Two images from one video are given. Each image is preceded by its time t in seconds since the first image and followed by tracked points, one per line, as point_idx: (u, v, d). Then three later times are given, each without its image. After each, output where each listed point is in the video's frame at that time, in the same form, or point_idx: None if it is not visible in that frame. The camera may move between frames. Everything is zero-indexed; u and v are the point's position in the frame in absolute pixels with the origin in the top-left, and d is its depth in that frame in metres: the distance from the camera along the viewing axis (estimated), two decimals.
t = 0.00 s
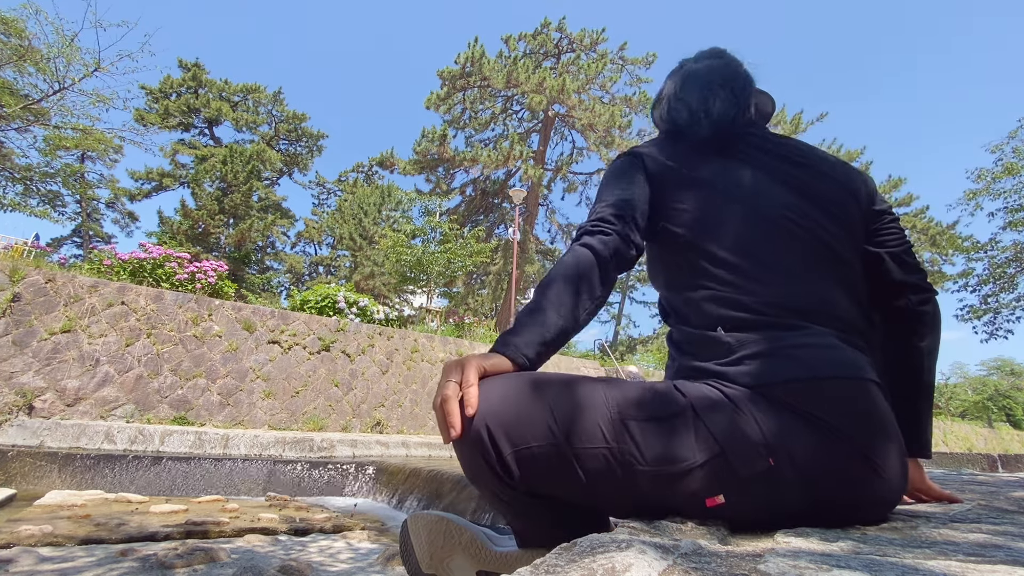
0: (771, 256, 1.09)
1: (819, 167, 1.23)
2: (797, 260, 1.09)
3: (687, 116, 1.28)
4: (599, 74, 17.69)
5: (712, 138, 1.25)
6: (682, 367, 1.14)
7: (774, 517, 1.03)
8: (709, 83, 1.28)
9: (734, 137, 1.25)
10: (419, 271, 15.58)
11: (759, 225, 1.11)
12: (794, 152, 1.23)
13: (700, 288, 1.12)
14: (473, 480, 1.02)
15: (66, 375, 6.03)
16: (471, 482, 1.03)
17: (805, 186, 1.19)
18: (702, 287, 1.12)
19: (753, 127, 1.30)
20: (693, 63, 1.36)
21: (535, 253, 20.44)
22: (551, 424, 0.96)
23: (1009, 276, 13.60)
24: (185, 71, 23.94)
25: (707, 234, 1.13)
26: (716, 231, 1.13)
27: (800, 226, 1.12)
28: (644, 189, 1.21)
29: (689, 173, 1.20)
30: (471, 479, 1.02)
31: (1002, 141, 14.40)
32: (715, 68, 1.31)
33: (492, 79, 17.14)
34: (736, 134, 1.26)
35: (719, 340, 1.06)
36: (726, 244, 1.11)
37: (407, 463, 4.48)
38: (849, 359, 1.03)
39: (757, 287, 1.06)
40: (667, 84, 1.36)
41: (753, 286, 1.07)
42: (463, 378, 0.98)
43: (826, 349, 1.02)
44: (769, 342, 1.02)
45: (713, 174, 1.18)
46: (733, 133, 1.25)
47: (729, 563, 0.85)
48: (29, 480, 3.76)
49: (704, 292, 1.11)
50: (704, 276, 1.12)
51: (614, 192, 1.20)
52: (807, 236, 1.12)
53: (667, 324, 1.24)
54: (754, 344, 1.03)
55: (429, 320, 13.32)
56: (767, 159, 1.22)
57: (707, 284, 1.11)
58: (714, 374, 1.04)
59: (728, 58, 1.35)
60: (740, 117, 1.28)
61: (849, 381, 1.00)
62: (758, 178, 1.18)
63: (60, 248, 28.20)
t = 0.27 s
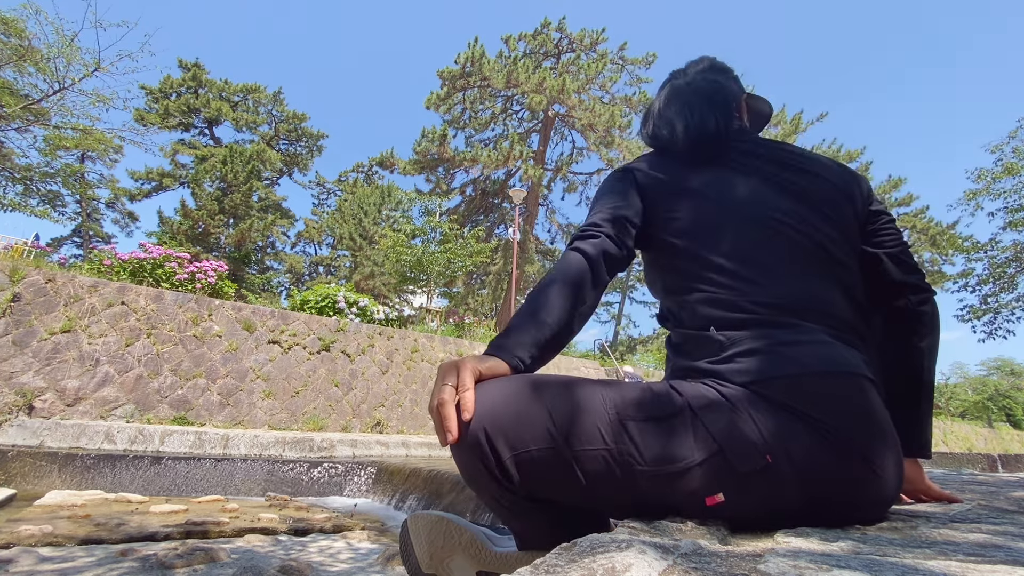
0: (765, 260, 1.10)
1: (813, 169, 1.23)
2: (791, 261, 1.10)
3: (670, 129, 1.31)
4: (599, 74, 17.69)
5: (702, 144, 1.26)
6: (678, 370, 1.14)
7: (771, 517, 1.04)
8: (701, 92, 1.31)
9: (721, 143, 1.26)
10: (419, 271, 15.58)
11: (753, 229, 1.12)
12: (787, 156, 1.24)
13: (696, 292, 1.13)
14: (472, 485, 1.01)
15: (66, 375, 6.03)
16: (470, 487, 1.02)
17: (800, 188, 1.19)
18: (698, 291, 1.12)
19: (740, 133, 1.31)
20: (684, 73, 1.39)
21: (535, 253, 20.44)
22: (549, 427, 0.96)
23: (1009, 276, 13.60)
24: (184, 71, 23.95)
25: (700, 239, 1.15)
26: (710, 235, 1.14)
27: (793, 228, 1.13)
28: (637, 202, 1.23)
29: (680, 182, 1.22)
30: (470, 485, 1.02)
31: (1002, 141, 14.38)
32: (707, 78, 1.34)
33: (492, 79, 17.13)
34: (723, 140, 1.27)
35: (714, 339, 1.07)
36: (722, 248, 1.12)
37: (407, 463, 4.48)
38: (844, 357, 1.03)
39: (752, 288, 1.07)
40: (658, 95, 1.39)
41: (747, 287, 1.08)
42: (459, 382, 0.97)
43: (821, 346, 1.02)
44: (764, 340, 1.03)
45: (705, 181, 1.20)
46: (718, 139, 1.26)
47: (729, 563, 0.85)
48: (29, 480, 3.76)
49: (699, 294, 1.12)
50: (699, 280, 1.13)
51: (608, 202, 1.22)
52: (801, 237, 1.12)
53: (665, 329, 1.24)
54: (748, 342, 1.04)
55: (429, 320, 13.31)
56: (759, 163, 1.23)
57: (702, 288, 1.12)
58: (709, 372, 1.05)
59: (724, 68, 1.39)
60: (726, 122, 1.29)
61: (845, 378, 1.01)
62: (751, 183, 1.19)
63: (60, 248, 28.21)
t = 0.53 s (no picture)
0: (765, 262, 1.10)
1: (810, 170, 1.23)
2: (791, 262, 1.10)
3: (665, 135, 1.30)
4: (599, 74, 17.70)
5: (698, 147, 1.26)
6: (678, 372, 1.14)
7: (771, 517, 1.04)
8: (700, 94, 1.30)
9: (717, 149, 1.26)
10: (419, 271, 15.58)
11: (751, 231, 1.12)
12: (784, 157, 1.24)
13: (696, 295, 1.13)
14: (472, 485, 1.01)
15: (66, 375, 6.03)
16: (471, 488, 1.02)
17: (798, 190, 1.19)
18: (699, 293, 1.12)
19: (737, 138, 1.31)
20: (682, 76, 1.39)
21: (535, 253, 20.45)
22: (549, 427, 0.96)
23: (1009, 276, 13.60)
24: (184, 71, 23.95)
25: (699, 242, 1.15)
26: (709, 238, 1.14)
27: (790, 229, 1.13)
28: (633, 209, 1.23)
29: (676, 188, 1.22)
30: (470, 486, 1.02)
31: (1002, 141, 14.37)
32: (705, 81, 1.34)
33: (492, 79, 17.14)
34: (719, 146, 1.27)
35: (712, 338, 1.07)
36: (722, 251, 1.12)
37: (406, 463, 4.48)
38: (843, 356, 1.03)
39: (750, 288, 1.08)
40: (655, 98, 1.39)
41: (747, 287, 1.08)
42: (459, 380, 0.97)
43: (820, 346, 1.02)
44: (762, 339, 1.03)
45: (703, 186, 1.20)
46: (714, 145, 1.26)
47: (729, 562, 0.85)
48: (29, 480, 3.76)
49: (698, 295, 1.12)
50: (699, 283, 1.13)
51: (606, 215, 1.22)
52: (798, 238, 1.13)
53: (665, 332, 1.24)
54: (748, 341, 1.04)
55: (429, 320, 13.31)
56: (757, 166, 1.23)
57: (702, 292, 1.12)
58: (708, 372, 1.05)
59: (722, 72, 1.40)
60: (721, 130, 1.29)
61: (844, 376, 1.01)
62: (749, 186, 1.19)
63: (60, 248, 28.21)
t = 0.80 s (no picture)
0: (765, 262, 1.10)
1: (809, 171, 1.23)
2: (791, 263, 1.10)
3: (665, 137, 1.30)
4: (599, 74, 17.70)
5: (697, 149, 1.26)
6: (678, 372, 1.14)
7: (772, 517, 1.03)
8: (699, 97, 1.31)
9: (717, 151, 1.27)
10: (419, 271, 15.58)
11: (751, 232, 1.12)
12: (784, 158, 1.24)
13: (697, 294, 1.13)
14: (471, 486, 1.01)
15: (66, 375, 6.03)
16: (470, 490, 1.02)
17: (797, 191, 1.19)
18: (699, 293, 1.12)
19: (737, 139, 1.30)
20: (682, 78, 1.40)
21: (535, 253, 20.45)
22: (549, 429, 0.96)
23: (1009, 276, 13.60)
24: (184, 71, 23.95)
25: (699, 243, 1.15)
26: (709, 238, 1.14)
27: (790, 228, 1.13)
28: (633, 211, 1.23)
29: (676, 190, 1.22)
30: (470, 487, 1.02)
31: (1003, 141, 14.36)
32: (705, 83, 1.34)
33: (492, 79, 17.13)
34: (718, 148, 1.27)
35: (713, 338, 1.07)
36: (722, 251, 1.12)
37: (406, 463, 4.48)
38: (844, 356, 1.03)
39: (751, 288, 1.08)
40: (654, 101, 1.40)
41: (746, 287, 1.08)
42: (458, 380, 0.97)
43: (820, 346, 1.02)
44: (762, 339, 1.03)
45: (703, 188, 1.20)
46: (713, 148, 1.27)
47: (730, 562, 0.85)
48: (28, 480, 3.76)
49: (699, 295, 1.12)
50: (699, 284, 1.13)
51: (607, 220, 1.22)
52: (799, 237, 1.12)
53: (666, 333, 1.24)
54: (748, 341, 1.04)
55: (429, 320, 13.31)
56: (757, 167, 1.23)
57: (703, 292, 1.12)
58: (707, 372, 1.05)
59: (722, 74, 1.40)
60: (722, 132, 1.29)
61: (844, 376, 1.01)
62: (749, 187, 1.19)
63: (60, 248, 28.19)
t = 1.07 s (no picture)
0: (765, 263, 1.10)
1: (810, 172, 1.23)
2: (792, 263, 1.10)
3: (667, 140, 1.31)
4: (600, 74, 17.70)
5: (699, 151, 1.26)
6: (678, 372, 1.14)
7: (772, 517, 1.03)
8: (701, 100, 1.31)
9: (718, 152, 1.26)
10: (419, 270, 15.57)
11: (753, 232, 1.12)
12: (783, 159, 1.24)
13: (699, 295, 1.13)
14: (470, 486, 1.01)
15: (66, 375, 6.03)
16: (470, 490, 1.02)
17: (798, 191, 1.19)
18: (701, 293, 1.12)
19: (739, 140, 1.30)
20: (684, 82, 1.40)
21: (535, 253, 20.45)
22: (549, 430, 0.96)
23: (1009, 276, 13.60)
24: (184, 71, 23.95)
25: (700, 244, 1.15)
26: (710, 240, 1.15)
27: (790, 228, 1.13)
28: (634, 212, 1.23)
29: (678, 192, 1.22)
30: (470, 488, 1.02)
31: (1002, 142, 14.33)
32: (707, 86, 1.34)
33: (492, 79, 17.13)
34: (719, 149, 1.27)
35: (713, 338, 1.07)
36: (723, 252, 1.12)
37: (407, 463, 4.48)
38: (844, 357, 1.03)
39: (751, 287, 1.08)
40: (657, 103, 1.40)
41: (747, 286, 1.08)
42: (458, 380, 0.97)
43: (820, 345, 1.02)
44: (763, 339, 1.03)
45: (703, 190, 1.20)
46: (715, 150, 1.26)
47: (729, 562, 0.85)
48: (29, 480, 3.76)
49: (700, 295, 1.12)
50: (701, 285, 1.13)
51: (609, 224, 1.21)
52: (799, 237, 1.12)
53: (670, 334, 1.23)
54: (748, 341, 1.03)
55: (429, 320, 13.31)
56: (758, 168, 1.23)
57: (705, 293, 1.12)
58: (708, 372, 1.05)
59: (724, 78, 1.40)
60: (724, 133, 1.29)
61: (843, 374, 1.01)
62: (750, 188, 1.19)
63: (60, 248, 28.18)
